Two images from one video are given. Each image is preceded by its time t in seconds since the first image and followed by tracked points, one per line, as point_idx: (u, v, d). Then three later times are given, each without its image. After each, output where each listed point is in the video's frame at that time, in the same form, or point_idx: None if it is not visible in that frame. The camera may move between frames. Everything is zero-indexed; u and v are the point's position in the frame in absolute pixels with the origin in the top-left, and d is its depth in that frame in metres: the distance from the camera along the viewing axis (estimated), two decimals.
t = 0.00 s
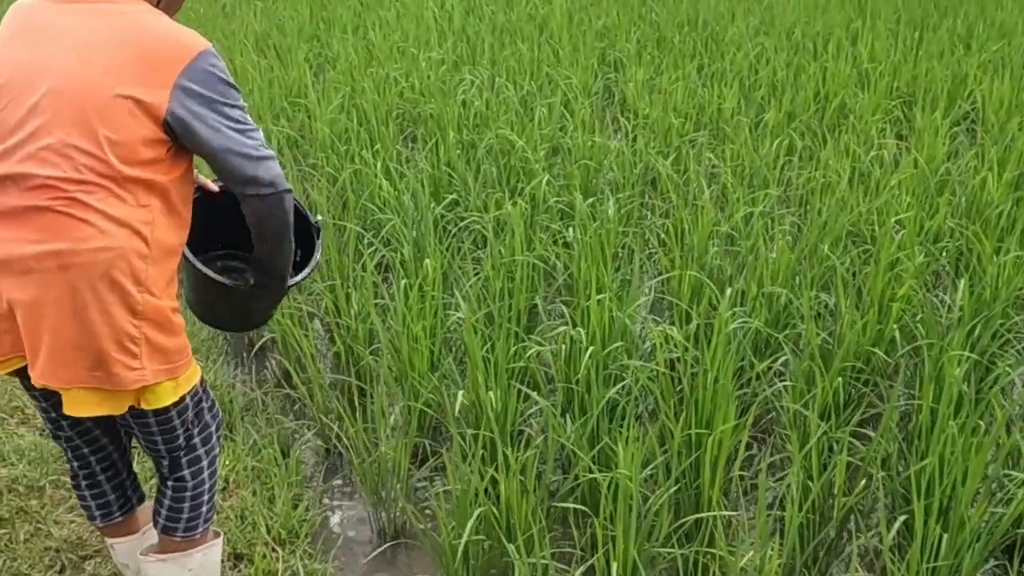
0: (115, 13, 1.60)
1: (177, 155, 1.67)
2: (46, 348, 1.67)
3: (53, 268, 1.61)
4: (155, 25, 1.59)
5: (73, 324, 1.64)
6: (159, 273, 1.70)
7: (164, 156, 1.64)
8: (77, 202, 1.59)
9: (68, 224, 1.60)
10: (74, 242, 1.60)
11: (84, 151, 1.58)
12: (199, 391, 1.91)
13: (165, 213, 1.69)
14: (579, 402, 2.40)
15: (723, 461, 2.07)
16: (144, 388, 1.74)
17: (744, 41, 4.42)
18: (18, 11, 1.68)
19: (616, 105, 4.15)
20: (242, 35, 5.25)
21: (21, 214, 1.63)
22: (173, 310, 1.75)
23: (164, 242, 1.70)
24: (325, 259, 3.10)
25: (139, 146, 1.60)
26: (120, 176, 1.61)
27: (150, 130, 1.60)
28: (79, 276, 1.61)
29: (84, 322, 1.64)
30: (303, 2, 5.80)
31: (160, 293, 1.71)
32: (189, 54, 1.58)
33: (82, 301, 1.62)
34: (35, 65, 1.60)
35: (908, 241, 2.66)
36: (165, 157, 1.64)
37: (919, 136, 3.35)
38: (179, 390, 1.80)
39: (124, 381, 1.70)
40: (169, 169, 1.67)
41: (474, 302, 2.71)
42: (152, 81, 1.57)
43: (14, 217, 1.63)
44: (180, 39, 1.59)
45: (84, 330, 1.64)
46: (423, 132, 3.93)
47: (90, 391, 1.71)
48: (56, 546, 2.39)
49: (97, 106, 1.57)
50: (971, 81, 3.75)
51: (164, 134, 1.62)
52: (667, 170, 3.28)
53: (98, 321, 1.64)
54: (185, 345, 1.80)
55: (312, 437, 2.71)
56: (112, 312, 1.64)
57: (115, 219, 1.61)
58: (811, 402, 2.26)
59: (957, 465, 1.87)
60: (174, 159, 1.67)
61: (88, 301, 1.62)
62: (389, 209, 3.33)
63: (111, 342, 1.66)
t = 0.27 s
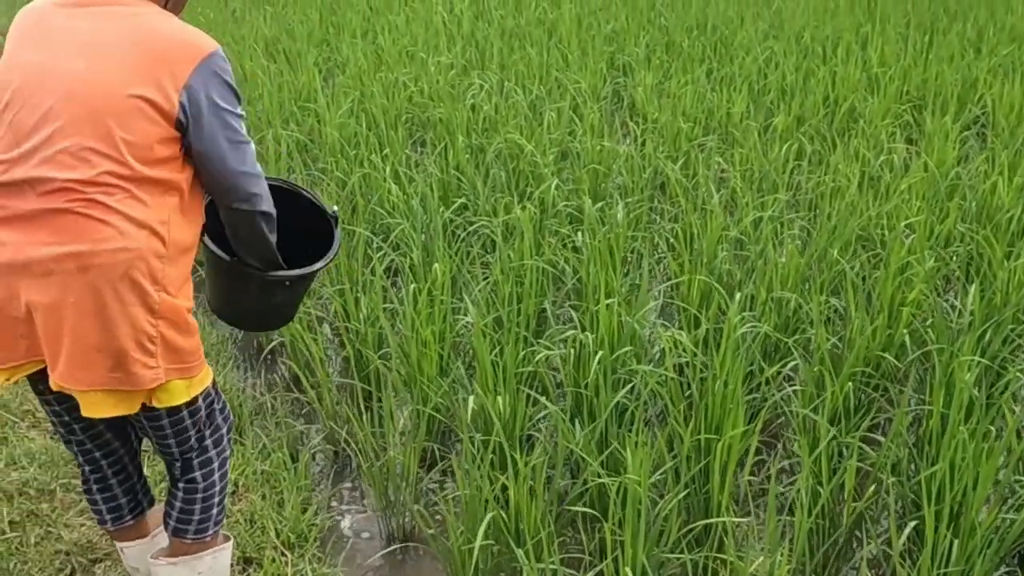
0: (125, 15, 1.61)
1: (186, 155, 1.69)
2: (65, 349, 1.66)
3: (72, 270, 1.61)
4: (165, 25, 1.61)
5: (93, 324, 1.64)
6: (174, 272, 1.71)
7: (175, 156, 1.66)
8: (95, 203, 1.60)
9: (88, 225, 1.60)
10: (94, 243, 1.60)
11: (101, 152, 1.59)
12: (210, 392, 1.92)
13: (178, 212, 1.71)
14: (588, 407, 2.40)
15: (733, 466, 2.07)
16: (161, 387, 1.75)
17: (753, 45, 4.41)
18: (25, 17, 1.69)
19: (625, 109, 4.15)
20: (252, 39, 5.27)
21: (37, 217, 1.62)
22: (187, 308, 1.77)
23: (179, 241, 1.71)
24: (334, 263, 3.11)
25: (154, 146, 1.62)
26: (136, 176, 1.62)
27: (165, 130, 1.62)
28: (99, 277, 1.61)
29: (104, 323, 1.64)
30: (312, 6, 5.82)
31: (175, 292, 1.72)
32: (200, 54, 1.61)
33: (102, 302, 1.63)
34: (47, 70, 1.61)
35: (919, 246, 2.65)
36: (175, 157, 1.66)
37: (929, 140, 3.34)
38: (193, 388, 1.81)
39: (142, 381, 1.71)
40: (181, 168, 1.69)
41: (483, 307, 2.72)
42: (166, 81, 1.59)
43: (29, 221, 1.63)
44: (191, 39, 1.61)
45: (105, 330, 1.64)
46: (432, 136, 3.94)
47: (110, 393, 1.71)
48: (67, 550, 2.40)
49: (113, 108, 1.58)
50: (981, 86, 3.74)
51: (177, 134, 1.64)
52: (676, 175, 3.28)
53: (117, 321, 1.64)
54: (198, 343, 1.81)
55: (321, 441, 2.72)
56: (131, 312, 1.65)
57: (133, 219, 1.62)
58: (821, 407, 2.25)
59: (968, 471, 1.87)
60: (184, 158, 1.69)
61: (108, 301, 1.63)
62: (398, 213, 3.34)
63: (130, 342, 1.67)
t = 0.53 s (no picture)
0: (131, 19, 1.62)
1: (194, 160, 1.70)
2: (76, 351, 1.67)
3: (83, 272, 1.62)
4: (172, 29, 1.62)
5: (103, 326, 1.65)
6: (185, 275, 1.72)
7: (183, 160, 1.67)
8: (106, 207, 1.60)
9: (99, 229, 1.61)
10: (105, 246, 1.61)
11: (112, 156, 1.60)
12: (222, 397, 1.93)
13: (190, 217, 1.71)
14: (597, 413, 2.40)
15: (742, 473, 2.06)
16: (172, 390, 1.75)
17: (762, 51, 4.41)
18: (33, 25, 1.70)
19: (634, 116, 4.15)
20: (262, 46, 5.29)
21: (48, 222, 1.63)
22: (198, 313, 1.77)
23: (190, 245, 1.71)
24: (344, 269, 3.12)
25: (164, 150, 1.63)
26: (146, 179, 1.63)
27: (174, 134, 1.63)
28: (109, 279, 1.62)
29: (114, 325, 1.65)
30: (322, 12, 5.84)
31: (186, 295, 1.73)
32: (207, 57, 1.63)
33: (113, 304, 1.64)
34: (57, 75, 1.62)
35: (929, 252, 2.65)
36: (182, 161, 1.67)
37: (939, 146, 3.34)
38: (205, 393, 1.81)
39: (153, 384, 1.71)
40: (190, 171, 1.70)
41: (493, 313, 2.72)
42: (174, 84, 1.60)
43: (40, 225, 1.63)
44: (198, 43, 1.63)
45: (115, 332, 1.65)
46: (441, 143, 3.95)
47: (121, 396, 1.72)
48: (77, 554, 2.42)
49: (123, 112, 1.59)
50: (991, 92, 3.73)
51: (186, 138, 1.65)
52: (685, 181, 3.28)
53: (128, 324, 1.65)
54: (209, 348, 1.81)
55: (330, 447, 2.73)
56: (141, 315, 1.66)
57: (143, 222, 1.63)
58: (831, 414, 2.25)
59: (978, 478, 1.86)
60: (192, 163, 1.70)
61: (118, 303, 1.64)
62: (408, 219, 3.35)
63: (141, 345, 1.68)
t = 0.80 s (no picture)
0: (140, 30, 1.61)
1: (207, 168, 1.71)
2: (94, 362, 1.68)
3: (100, 284, 1.63)
4: (181, 39, 1.61)
5: (121, 337, 1.66)
6: (199, 285, 1.73)
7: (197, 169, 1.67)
8: (123, 219, 1.61)
9: (115, 241, 1.61)
10: (121, 257, 1.62)
11: (127, 169, 1.60)
12: (234, 405, 1.94)
13: (203, 226, 1.73)
14: (606, 424, 2.41)
15: (751, 484, 2.06)
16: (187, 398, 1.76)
17: (770, 60, 4.42)
18: (41, 37, 1.69)
19: (642, 125, 4.16)
20: (271, 55, 5.32)
21: (64, 235, 1.63)
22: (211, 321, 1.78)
23: (204, 254, 1.73)
24: (353, 278, 3.13)
25: (179, 161, 1.63)
26: (161, 191, 1.64)
27: (188, 146, 1.63)
28: (126, 290, 1.63)
29: (132, 335, 1.66)
30: (331, 22, 5.87)
31: (199, 304, 1.75)
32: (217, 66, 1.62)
33: (130, 315, 1.65)
34: (68, 89, 1.61)
35: (938, 262, 2.65)
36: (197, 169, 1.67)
37: (948, 156, 3.34)
38: (218, 401, 1.82)
39: (169, 393, 1.72)
40: (203, 182, 1.70)
41: (501, 323, 2.73)
42: (186, 96, 1.60)
43: (57, 237, 1.64)
44: (208, 53, 1.62)
45: (134, 342, 1.66)
46: (450, 152, 3.96)
47: (139, 405, 1.72)
48: (88, 564, 2.43)
49: (137, 125, 1.59)
50: (999, 102, 3.73)
51: (199, 149, 1.65)
52: (693, 191, 3.28)
53: (145, 334, 1.66)
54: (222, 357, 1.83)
55: (340, 456, 2.74)
56: (158, 325, 1.67)
57: (159, 233, 1.64)
58: (839, 424, 2.25)
59: (988, 490, 1.86)
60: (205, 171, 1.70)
61: (136, 314, 1.65)
62: (416, 229, 3.36)
63: (158, 354, 1.68)
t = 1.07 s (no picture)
0: (155, 53, 1.62)
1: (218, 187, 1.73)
2: (105, 380, 1.70)
3: (113, 303, 1.64)
4: (196, 62, 1.63)
5: (133, 355, 1.68)
6: (208, 302, 1.76)
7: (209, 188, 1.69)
8: (135, 239, 1.63)
9: (129, 260, 1.63)
10: (135, 277, 1.64)
11: (140, 190, 1.61)
12: (243, 419, 1.96)
13: (213, 245, 1.75)
14: (611, 437, 2.42)
15: (756, 499, 2.07)
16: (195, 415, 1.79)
17: (776, 70, 4.43)
18: (55, 57, 1.70)
19: (648, 136, 4.17)
20: (279, 65, 5.35)
21: (77, 254, 1.65)
22: (220, 337, 1.81)
23: (212, 272, 1.76)
24: (360, 290, 3.15)
25: (193, 181, 1.65)
26: (173, 211, 1.65)
27: (199, 167, 1.64)
28: (139, 309, 1.65)
29: (143, 354, 1.68)
30: (338, 32, 5.90)
31: (208, 322, 1.77)
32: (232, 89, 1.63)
33: (142, 333, 1.67)
34: (82, 110, 1.62)
35: (944, 275, 2.65)
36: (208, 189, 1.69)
37: (953, 168, 3.34)
38: (225, 417, 1.85)
39: (179, 410, 1.75)
40: (214, 201, 1.72)
41: (507, 336, 2.74)
42: (200, 117, 1.61)
43: (69, 256, 1.66)
44: (223, 76, 1.63)
45: (145, 360, 1.69)
46: (456, 164, 3.98)
47: (148, 422, 1.75)
48: None
49: (149, 147, 1.60)
50: (1005, 112, 3.74)
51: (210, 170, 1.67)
52: (699, 202, 3.29)
53: (157, 353, 1.69)
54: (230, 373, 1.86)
55: (346, 468, 2.75)
56: (169, 343, 1.69)
57: (172, 253, 1.66)
58: (845, 438, 2.25)
59: (993, 506, 1.86)
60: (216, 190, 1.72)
61: (148, 332, 1.67)
62: (423, 240, 3.37)
63: (169, 372, 1.71)
